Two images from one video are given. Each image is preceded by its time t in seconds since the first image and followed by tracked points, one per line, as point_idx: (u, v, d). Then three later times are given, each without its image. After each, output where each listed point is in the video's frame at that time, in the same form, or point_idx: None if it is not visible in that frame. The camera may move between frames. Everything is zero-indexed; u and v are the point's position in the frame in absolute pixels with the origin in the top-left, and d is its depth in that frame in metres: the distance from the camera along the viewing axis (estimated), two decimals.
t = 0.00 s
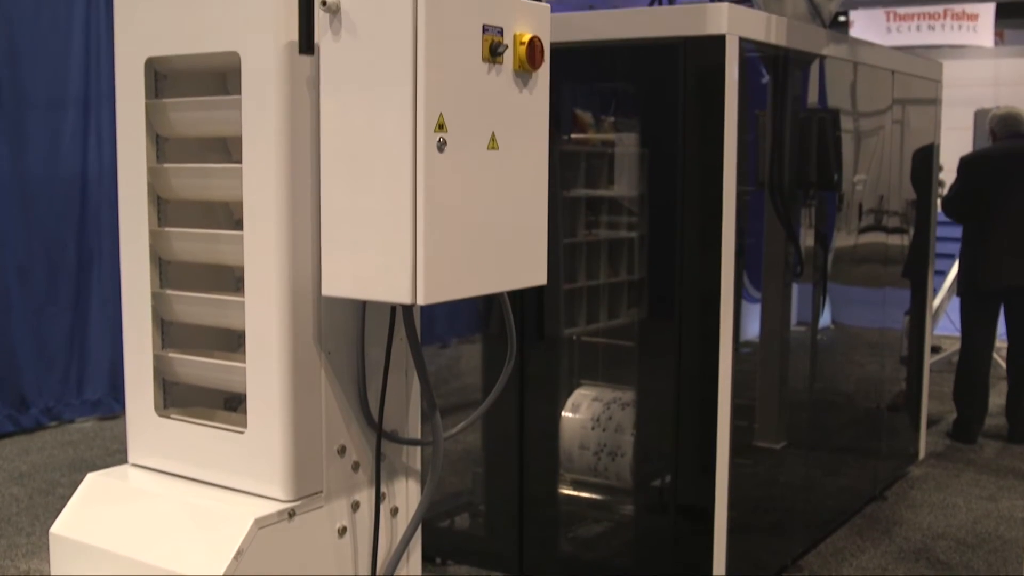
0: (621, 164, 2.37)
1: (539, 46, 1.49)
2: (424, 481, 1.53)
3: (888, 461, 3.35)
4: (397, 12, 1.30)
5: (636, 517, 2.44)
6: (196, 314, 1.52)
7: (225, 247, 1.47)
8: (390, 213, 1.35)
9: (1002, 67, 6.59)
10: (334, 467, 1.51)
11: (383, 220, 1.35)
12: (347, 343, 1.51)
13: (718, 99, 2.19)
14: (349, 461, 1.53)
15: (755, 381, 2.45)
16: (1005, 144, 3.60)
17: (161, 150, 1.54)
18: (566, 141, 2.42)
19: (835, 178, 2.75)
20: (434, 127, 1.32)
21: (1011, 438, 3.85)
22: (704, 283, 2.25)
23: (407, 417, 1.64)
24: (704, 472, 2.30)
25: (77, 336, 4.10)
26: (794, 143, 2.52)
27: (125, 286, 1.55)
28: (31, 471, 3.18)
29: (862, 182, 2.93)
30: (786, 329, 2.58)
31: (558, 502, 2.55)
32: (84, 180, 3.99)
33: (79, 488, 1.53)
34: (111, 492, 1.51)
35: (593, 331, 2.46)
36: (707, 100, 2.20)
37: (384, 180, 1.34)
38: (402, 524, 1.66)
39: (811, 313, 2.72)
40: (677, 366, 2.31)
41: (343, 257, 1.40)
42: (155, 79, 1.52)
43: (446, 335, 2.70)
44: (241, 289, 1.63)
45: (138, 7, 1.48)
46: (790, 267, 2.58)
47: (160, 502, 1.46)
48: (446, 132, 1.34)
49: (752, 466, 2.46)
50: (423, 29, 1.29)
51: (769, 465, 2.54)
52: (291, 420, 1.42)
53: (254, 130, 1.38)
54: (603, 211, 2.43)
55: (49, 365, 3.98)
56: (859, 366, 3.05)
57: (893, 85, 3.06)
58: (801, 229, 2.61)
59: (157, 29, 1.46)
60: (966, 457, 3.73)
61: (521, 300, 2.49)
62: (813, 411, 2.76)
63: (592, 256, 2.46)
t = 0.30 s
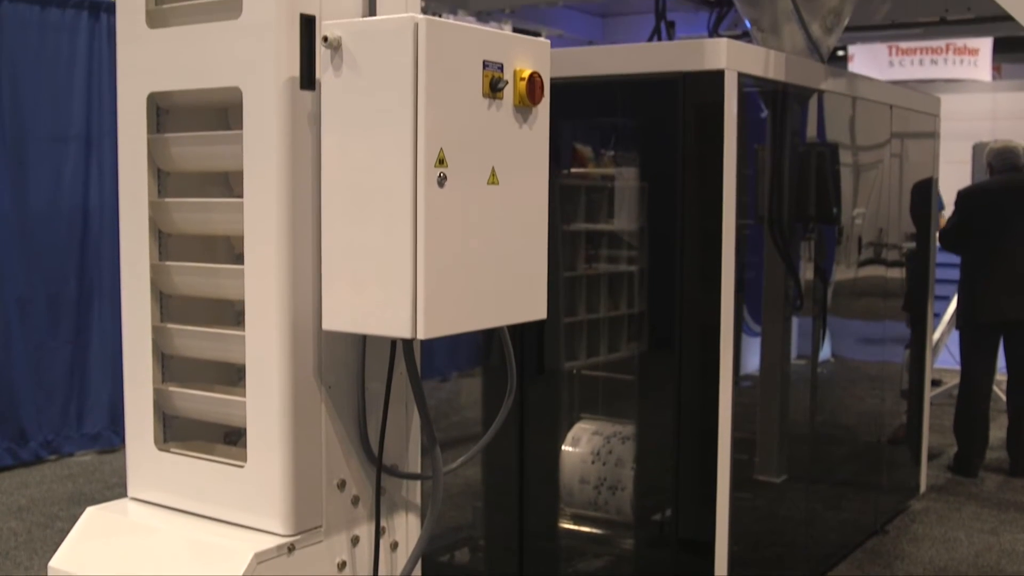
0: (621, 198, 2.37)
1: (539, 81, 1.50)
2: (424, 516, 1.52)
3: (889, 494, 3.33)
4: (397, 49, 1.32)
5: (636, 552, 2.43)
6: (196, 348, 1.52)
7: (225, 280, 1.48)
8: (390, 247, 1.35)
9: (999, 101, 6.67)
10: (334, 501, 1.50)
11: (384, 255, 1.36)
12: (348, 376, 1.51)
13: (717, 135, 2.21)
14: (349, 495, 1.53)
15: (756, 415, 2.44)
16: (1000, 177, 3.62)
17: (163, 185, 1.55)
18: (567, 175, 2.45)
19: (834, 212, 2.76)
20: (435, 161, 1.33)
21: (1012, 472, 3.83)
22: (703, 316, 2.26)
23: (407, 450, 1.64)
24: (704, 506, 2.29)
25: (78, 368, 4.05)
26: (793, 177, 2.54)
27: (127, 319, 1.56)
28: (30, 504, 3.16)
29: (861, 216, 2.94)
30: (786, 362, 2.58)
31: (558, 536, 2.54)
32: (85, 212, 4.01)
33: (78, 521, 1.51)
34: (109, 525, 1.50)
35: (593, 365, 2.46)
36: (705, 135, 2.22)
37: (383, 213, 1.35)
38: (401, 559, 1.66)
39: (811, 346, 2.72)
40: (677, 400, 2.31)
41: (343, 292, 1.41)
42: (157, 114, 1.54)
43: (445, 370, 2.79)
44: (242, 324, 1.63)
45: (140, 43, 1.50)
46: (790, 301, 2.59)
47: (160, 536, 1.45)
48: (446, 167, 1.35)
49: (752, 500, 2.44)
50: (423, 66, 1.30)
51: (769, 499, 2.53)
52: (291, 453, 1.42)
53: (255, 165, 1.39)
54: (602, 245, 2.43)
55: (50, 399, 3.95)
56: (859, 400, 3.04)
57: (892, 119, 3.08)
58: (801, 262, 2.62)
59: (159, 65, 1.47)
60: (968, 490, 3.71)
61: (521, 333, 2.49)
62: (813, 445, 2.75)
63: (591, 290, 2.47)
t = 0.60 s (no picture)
0: (620, 229, 2.41)
1: (539, 113, 1.52)
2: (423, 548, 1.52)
3: (891, 525, 3.31)
4: (398, 82, 1.33)
5: None
6: (197, 379, 1.53)
7: (226, 310, 1.48)
8: (391, 278, 1.36)
9: (997, 133, 6.73)
10: (334, 533, 1.50)
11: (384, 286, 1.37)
12: (348, 407, 1.51)
13: (717, 163, 2.20)
14: (349, 526, 1.53)
15: (756, 446, 2.44)
16: (1000, 208, 3.64)
17: (165, 216, 1.56)
18: (568, 207, 2.48)
19: (833, 243, 2.77)
20: (435, 194, 1.34)
21: (1014, 503, 3.81)
22: (703, 347, 2.25)
23: (407, 481, 1.63)
24: (704, 537, 2.27)
25: (77, 399, 4.04)
26: (792, 208, 2.55)
27: (127, 349, 1.56)
28: (28, 535, 3.15)
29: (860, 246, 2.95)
30: (786, 393, 2.58)
31: (558, 566, 2.54)
32: (87, 242, 4.03)
33: (76, 553, 1.49)
34: (107, 558, 1.49)
35: (593, 396, 2.48)
36: (704, 165, 2.22)
37: (383, 244, 1.36)
38: None
39: (811, 377, 2.72)
40: (677, 431, 2.30)
41: (344, 323, 1.41)
42: (159, 145, 1.55)
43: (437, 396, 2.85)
44: (242, 355, 1.64)
45: (142, 75, 1.51)
46: (790, 331, 2.59)
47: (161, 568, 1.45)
48: (446, 199, 1.36)
49: (752, 531, 2.43)
50: (424, 98, 1.31)
51: (769, 530, 2.52)
52: (290, 485, 1.41)
53: (256, 196, 1.40)
54: (602, 276, 2.48)
55: (50, 429, 3.94)
56: (860, 431, 3.03)
57: (891, 150, 3.10)
58: (801, 293, 2.63)
59: (161, 97, 1.49)
60: (969, 521, 3.69)
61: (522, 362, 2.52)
62: (813, 475, 2.74)
63: (591, 320, 2.51)
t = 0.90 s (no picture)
0: (621, 262, 2.41)
1: (539, 148, 1.53)
2: None
3: (893, 559, 3.30)
4: (399, 117, 1.34)
5: None
6: (197, 413, 1.53)
7: (226, 344, 1.49)
8: (391, 312, 1.37)
9: (996, 167, 6.78)
10: (333, 568, 1.49)
11: (384, 320, 1.37)
12: (348, 441, 1.51)
13: (716, 197, 2.22)
14: (348, 561, 1.52)
15: (756, 481, 2.43)
16: (1000, 241, 3.64)
17: (167, 251, 1.57)
18: (567, 241, 2.51)
19: (833, 276, 2.77)
20: (435, 229, 1.35)
21: (1017, 537, 3.79)
22: (703, 382, 2.25)
23: (407, 516, 1.63)
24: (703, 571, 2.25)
25: (78, 434, 4.03)
26: (792, 242, 2.56)
27: (128, 383, 1.56)
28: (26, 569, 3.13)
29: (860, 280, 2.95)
30: (786, 428, 2.57)
31: None
32: (87, 274, 4.04)
33: None
34: None
35: (594, 430, 2.50)
36: (704, 199, 2.23)
37: (384, 278, 1.37)
38: None
39: (811, 411, 2.72)
40: (677, 466, 2.29)
41: (344, 358, 1.42)
42: (160, 180, 1.56)
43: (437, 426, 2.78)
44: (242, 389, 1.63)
45: (146, 111, 1.53)
46: (790, 365, 2.59)
47: None
48: (447, 234, 1.37)
49: (753, 566, 2.42)
50: (424, 134, 1.33)
51: (770, 565, 2.50)
52: (290, 520, 1.41)
53: (257, 231, 1.41)
54: (602, 310, 2.49)
55: (49, 463, 3.92)
56: (860, 464, 3.02)
57: (889, 184, 3.12)
58: (801, 326, 2.63)
59: (164, 132, 1.50)
60: (972, 555, 3.67)
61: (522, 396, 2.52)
62: (813, 509, 2.72)
63: (591, 355, 2.52)
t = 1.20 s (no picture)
0: (621, 296, 2.44)
1: (539, 182, 1.54)
2: None
3: None
4: (399, 151, 1.36)
5: None
6: (197, 446, 1.53)
7: (226, 377, 1.49)
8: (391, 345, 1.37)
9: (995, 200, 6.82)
10: None
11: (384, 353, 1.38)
12: (349, 474, 1.52)
13: (716, 230, 2.22)
14: None
15: (757, 515, 2.42)
16: (1000, 274, 3.67)
17: (167, 283, 1.57)
18: (567, 274, 2.52)
19: (833, 309, 2.78)
20: (435, 262, 1.36)
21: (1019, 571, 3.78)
22: (704, 414, 2.24)
23: (407, 550, 1.63)
24: None
25: (77, 466, 4.02)
26: (792, 275, 2.57)
27: (128, 415, 1.57)
28: None
29: (859, 312, 2.95)
30: (786, 461, 2.56)
31: None
32: (87, 306, 4.04)
33: None
34: None
35: (594, 462, 2.50)
36: (703, 232, 2.24)
37: (384, 311, 1.38)
38: None
39: (812, 444, 2.71)
40: (677, 499, 2.29)
41: (345, 391, 1.42)
42: (161, 213, 1.57)
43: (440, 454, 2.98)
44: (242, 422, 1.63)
45: (148, 145, 1.54)
46: (790, 398, 2.59)
47: None
48: (447, 267, 1.38)
49: None
50: (424, 169, 1.34)
51: None
52: (290, 553, 1.41)
53: (257, 265, 1.42)
54: (603, 343, 2.51)
55: (49, 496, 3.90)
56: (862, 497, 3.01)
57: (889, 217, 3.13)
58: (801, 359, 2.63)
59: (166, 166, 1.52)
60: None
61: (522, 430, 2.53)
62: (813, 542, 2.71)
63: (592, 389, 2.53)
